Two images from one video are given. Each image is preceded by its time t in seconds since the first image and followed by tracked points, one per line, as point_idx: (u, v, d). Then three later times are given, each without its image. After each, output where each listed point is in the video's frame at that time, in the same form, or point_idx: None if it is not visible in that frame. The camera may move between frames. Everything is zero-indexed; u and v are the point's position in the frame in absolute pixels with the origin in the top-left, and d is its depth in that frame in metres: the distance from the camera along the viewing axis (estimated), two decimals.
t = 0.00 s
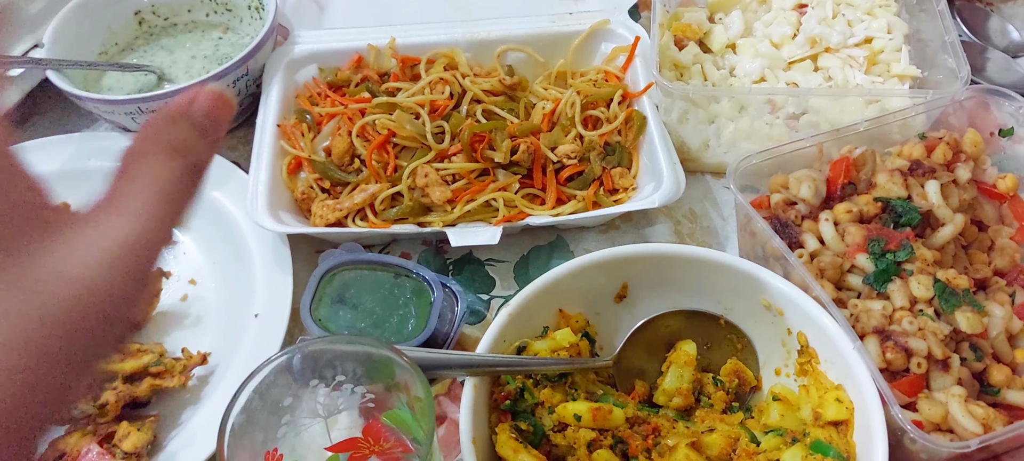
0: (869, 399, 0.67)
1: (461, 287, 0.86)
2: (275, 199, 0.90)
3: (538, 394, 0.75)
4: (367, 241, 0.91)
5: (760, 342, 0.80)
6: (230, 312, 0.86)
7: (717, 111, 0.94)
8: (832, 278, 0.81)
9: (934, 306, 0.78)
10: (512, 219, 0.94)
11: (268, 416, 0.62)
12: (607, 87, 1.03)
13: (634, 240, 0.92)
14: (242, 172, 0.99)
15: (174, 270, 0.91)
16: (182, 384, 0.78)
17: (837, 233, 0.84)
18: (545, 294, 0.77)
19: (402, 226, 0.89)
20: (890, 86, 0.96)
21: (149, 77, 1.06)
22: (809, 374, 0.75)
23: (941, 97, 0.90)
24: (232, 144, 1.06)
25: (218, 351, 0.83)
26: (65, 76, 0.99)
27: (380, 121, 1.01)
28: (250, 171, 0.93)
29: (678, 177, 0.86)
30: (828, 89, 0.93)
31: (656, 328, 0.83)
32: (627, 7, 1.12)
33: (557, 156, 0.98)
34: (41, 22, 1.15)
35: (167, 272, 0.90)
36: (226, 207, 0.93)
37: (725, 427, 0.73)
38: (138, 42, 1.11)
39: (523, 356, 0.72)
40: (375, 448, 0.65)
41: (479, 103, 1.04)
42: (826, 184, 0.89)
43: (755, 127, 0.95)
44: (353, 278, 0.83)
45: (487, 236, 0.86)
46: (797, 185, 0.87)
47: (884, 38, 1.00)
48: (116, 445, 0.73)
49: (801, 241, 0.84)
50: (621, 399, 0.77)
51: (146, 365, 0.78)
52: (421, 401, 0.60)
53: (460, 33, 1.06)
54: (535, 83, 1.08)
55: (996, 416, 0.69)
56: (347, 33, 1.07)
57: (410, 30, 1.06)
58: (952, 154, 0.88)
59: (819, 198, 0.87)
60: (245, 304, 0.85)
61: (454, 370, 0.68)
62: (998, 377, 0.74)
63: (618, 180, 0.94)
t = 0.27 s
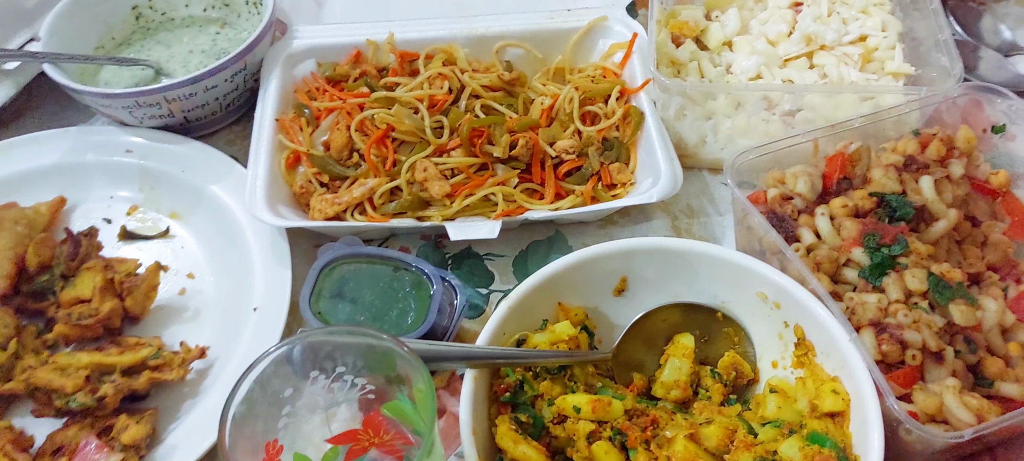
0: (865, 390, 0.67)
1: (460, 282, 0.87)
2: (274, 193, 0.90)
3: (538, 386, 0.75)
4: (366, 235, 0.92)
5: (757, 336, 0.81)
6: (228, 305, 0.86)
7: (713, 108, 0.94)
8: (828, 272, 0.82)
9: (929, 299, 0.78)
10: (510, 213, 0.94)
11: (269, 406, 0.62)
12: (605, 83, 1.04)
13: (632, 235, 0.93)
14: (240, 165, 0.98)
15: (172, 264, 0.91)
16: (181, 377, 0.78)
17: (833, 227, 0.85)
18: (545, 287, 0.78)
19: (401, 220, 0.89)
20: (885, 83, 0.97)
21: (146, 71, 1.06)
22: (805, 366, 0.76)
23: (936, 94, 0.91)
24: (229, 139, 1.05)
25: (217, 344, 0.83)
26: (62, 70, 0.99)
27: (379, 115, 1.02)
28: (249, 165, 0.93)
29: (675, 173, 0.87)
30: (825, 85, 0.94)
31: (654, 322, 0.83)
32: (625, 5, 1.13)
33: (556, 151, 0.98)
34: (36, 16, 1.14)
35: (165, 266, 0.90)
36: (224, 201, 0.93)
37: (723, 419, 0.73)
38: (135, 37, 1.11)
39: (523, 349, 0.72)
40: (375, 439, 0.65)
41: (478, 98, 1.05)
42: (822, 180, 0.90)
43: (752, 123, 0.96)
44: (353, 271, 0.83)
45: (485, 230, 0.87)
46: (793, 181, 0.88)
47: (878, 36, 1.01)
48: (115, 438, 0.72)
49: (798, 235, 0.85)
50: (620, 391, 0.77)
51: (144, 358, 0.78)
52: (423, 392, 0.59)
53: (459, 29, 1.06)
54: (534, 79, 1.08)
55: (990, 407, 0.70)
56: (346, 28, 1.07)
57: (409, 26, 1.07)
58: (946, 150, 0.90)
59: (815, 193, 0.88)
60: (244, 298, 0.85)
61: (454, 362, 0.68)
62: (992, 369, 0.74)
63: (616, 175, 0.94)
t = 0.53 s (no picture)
0: (872, 387, 0.67)
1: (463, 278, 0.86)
2: (276, 188, 0.90)
3: (542, 382, 0.74)
4: (368, 230, 0.91)
5: (762, 332, 0.80)
6: (229, 301, 0.85)
7: (717, 105, 0.94)
8: (833, 268, 0.82)
9: (935, 296, 0.78)
10: (513, 209, 0.93)
11: (273, 401, 0.61)
12: (609, 79, 1.03)
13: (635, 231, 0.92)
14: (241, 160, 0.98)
15: (172, 259, 0.90)
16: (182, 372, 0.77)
17: (838, 224, 0.85)
18: (548, 282, 0.77)
19: (404, 215, 0.89)
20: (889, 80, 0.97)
21: (147, 65, 1.05)
22: (811, 363, 0.75)
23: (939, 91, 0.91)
24: (230, 134, 1.05)
25: (218, 340, 0.82)
26: (62, 64, 0.98)
27: (381, 110, 1.01)
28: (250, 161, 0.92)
29: (679, 169, 0.87)
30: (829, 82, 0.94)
31: (658, 318, 0.83)
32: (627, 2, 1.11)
33: (560, 147, 0.97)
34: (36, 9, 1.13)
35: (165, 261, 0.90)
36: (225, 196, 0.92)
37: (728, 416, 0.73)
38: (136, 31, 1.10)
39: (527, 345, 0.72)
40: (379, 434, 0.65)
41: (481, 94, 1.04)
42: (827, 176, 0.90)
43: (756, 119, 0.95)
44: (355, 266, 0.82)
45: (489, 226, 0.86)
46: (798, 177, 0.87)
47: (882, 33, 1.01)
48: (115, 433, 0.71)
49: (803, 232, 0.85)
50: (624, 388, 0.77)
51: (145, 353, 0.77)
52: (428, 387, 0.58)
53: (461, 25, 1.06)
54: (536, 75, 1.08)
55: (997, 404, 0.69)
56: (348, 23, 1.07)
57: (411, 21, 1.06)
58: (951, 147, 0.89)
59: (821, 190, 0.88)
60: (245, 293, 0.84)
61: (459, 358, 0.67)
62: (998, 366, 0.74)
63: (620, 171, 0.94)
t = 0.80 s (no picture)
0: (871, 382, 0.67)
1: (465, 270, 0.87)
2: (280, 178, 0.90)
3: (542, 373, 0.75)
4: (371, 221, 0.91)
5: (762, 328, 0.81)
6: (232, 289, 0.85)
7: (719, 103, 0.95)
8: (834, 266, 0.82)
9: (935, 295, 0.79)
10: (515, 203, 0.94)
11: (277, 385, 0.62)
12: (612, 76, 1.04)
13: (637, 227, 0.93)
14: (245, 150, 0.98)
15: (176, 246, 0.91)
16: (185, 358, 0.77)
17: (840, 222, 0.85)
18: (550, 275, 0.78)
19: (406, 207, 0.89)
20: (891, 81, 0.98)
21: (153, 54, 1.05)
22: (810, 359, 0.76)
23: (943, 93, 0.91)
24: (235, 124, 1.05)
25: (221, 327, 0.82)
26: (69, 51, 0.99)
27: (385, 103, 1.01)
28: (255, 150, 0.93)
29: (682, 166, 0.87)
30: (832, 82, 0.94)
31: (658, 313, 0.83)
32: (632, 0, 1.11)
33: (562, 142, 0.98)
34: None
35: (169, 249, 0.90)
36: (229, 185, 0.93)
37: (727, 410, 0.73)
38: (142, 20, 1.11)
39: (528, 335, 0.72)
40: (381, 421, 0.66)
41: (485, 88, 1.05)
42: (829, 175, 0.90)
43: (758, 118, 0.96)
44: (359, 255, 0.83)
45: (491, 218, 0.87)
46: (800, 175, 0.88)
47: (886, 35, 1.01)
48: (119, 416, 0.72)
49: (804, 230, 0.85)
50: (624, 381, 0.77)
51: (148, 338, 0.78)
52: (432, 374, 0.58)
53: (465, 19, 1.06)
54: (540, 71, 1.09)
55: (994, 403, 0.70)
56: (354, 16, 1.07)
57: (417, 15, 1.07)
58: (953, 149, 0.89)
59: (822, 188, 0.88)
60: (248, 282, 0.85)
61: (460, 347, 0.68)
62: (995, 366, 0.74)
63: (622, 167, 0.94)
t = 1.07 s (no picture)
0: (871, 390, 0.67)
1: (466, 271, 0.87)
2: (283, 177, 0.90)
3: (542, 376, 0.75)
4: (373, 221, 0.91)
5: (762, 334, 0.81)
6: (234, 286, 0.86)
7: (722, 109, 0.95)
8: (835, 273, 0.82)
9: (935, 304, 0.79)
10: (517, 205, 0.94)
11: (279, 382, 0.62)
12: (616, 80, 1.04)
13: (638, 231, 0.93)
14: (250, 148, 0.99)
15: (178, 243, 0.91)
16: (186, 355, 0.77)
17: (841, 229, 0.85)
18: (551, 277, 0.78)
19: (409, 208, 0.89)
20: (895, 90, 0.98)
21: (158, 52, 1.05)
22: (810, 366, 0.76)
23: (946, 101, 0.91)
24: (238, 123, 1.06)
25: (222, 324, 0.83)
26: (74, 47, 0.99)
27: (389, 103, 1.02)
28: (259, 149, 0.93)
29: (685, 171, 0.87)
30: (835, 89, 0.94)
31: (659, 317, 0.83)
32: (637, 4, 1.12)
33: (565, 145, 0.98)
34: None
35: (171, 245, 0.90)
36: (232, 183, 0.93)
37: (726, 415, 0.73)
38: (147, 17, 1.11)
39: (529, 338, 0.72)
40: (380, 421, 0.66)
41: (489, 90, 1.05)
42: (831, 182, 0.90)
43: (761, 124, 0.96)
44: (360, 255, 0.83)
45: (493, 220, 0.87)
46: (802, 182, 0.88)
47: (890, 43, 1.01)
48: (119, 412, 0.72)
49: (806, 236, 0.85)
50: (623, 384, 0.77)
51: (149, 335, 0.78)
52: (435, 374, 0.58)
53: (470, 21, 1.07)
54: (543, 74, 1.09)
55: (993, 412, 0.70)
56: (359, 16, 1.07)
57: (421, 16, 1.07)
58: (955, 158, 0.90)
59: (825, 195, 0.88)
60: (249, 280, 0.85)
61: (461, 348, 0.68)
62: (995, 375, 0.74)
63: (625, 171, 0.94)
